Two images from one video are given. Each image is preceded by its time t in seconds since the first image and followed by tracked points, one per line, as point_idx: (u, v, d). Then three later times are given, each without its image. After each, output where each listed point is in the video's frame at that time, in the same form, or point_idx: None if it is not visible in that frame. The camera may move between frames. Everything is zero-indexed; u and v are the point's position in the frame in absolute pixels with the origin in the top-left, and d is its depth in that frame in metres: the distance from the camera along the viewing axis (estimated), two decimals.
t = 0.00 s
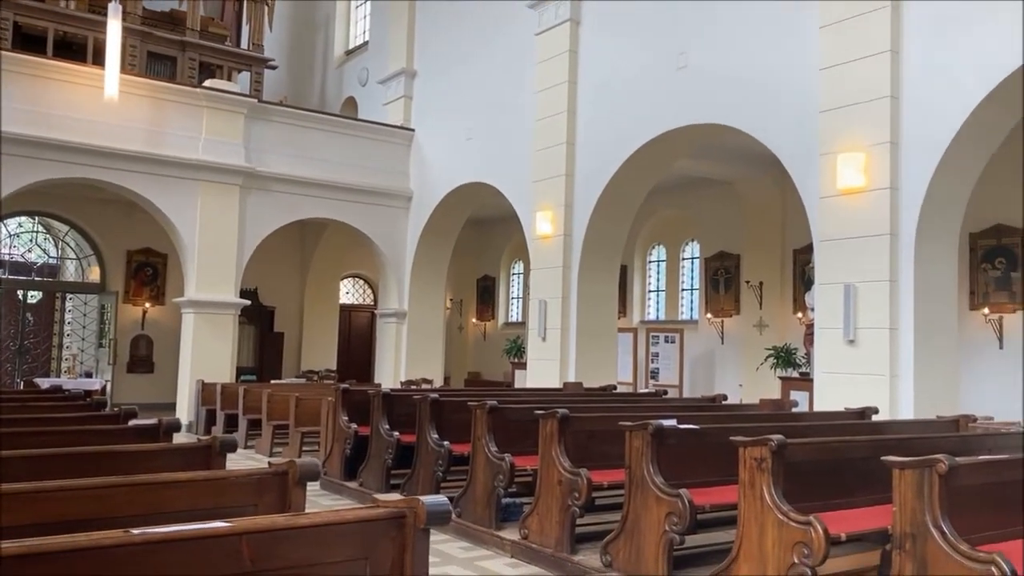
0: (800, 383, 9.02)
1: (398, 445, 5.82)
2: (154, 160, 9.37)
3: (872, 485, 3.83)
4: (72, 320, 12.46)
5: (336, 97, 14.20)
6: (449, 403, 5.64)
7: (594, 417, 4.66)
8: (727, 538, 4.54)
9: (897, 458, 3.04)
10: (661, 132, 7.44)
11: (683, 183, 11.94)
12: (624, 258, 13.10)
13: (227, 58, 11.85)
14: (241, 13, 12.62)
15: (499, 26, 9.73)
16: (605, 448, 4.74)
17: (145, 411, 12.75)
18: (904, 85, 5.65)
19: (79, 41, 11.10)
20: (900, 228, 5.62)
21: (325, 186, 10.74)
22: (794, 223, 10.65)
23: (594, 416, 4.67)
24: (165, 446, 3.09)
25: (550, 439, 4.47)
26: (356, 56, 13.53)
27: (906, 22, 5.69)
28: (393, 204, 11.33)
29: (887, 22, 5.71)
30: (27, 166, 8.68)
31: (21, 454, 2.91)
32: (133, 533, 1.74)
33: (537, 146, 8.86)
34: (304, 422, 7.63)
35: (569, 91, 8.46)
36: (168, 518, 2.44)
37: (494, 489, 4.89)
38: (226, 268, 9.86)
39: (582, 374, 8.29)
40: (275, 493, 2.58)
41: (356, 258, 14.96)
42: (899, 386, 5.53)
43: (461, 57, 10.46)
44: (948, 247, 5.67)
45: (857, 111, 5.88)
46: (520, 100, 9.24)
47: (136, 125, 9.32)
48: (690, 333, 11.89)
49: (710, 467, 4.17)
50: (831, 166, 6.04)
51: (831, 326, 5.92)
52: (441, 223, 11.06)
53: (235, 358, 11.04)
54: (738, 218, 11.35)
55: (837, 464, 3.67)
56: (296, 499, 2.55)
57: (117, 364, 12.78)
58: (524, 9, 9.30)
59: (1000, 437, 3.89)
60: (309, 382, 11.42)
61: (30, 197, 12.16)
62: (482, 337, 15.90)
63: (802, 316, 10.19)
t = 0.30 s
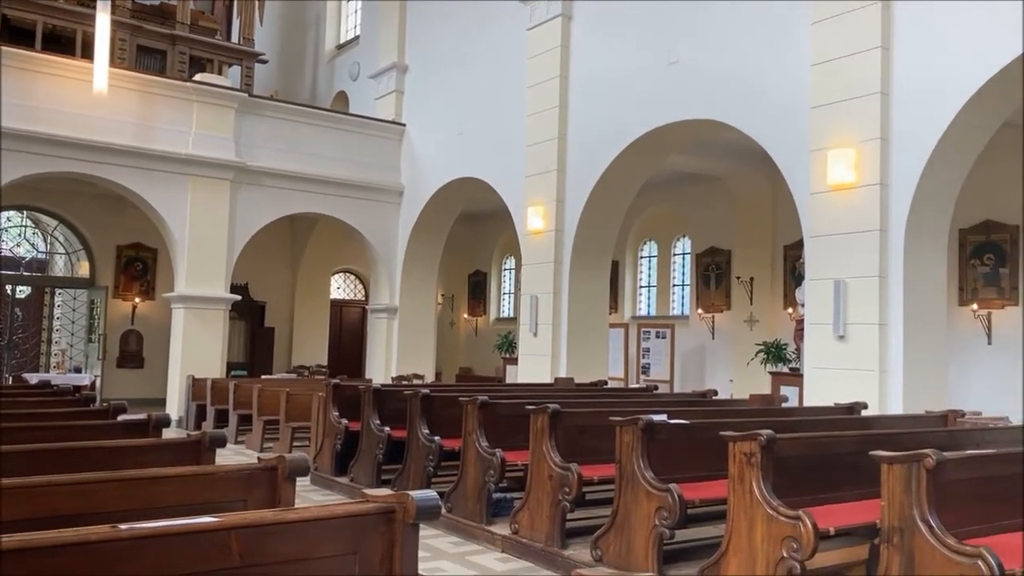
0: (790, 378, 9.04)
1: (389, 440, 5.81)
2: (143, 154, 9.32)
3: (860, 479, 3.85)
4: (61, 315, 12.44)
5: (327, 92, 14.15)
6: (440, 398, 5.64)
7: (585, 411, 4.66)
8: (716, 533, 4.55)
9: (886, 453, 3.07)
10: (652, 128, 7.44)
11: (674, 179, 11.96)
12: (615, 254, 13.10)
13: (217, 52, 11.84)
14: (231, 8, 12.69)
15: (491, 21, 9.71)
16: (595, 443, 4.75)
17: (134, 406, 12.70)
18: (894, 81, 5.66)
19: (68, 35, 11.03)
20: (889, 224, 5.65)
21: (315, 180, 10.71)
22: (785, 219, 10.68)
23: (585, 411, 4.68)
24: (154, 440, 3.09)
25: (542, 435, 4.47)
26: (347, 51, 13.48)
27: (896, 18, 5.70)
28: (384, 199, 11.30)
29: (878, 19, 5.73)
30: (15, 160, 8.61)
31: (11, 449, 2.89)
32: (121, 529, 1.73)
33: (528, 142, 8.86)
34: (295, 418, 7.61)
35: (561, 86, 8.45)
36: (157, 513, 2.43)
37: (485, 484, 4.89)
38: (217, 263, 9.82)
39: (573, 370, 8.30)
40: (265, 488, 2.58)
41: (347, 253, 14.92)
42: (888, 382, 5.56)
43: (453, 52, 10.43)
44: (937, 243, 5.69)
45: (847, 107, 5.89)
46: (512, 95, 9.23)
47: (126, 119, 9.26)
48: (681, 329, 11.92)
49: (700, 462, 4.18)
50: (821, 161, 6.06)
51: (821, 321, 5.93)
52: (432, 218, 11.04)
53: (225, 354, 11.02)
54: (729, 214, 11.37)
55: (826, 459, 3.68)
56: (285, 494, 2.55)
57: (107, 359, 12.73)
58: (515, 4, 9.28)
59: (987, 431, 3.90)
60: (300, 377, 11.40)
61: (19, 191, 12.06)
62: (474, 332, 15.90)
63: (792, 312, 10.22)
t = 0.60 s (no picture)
0: (776, 372, 9.09)
1: (375, 435, 5.82)
2: (128, 147, 9.25)
3: (844, 473, 3.87)
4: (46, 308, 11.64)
5: (314, 85, 14.09)
6: (427, 393, 5.64)
7: (571, 406, 4.68)
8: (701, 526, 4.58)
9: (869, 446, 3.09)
10: (640, 123, 7.45)
11: (662, 173, 11.98)
12: (603, 249, 13.11)
13: (203, 45, 11.81)
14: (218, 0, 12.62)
15: (479, 14, 9.68)
16: (582, 437, 4.77)
17: (118, 400, 12.62)
18: (879, 76, 5.69)
19: (52, 26, 10.95)
20: (874, 220, 5.68)
21: (302, 174, 10.67)
22: (772, 214, 10.72)
23: (572, 405, 4.69)
24: (139, 436, 3.10)
25: (528, 429, 4.49)
26: (334, 44, 13.42)
27: (882, 14, 5.73)
28: (372, 193, 11.27)
29: (864, 14, 5.75)
30: None
31: None
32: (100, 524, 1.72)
33: (515, 136, 8.84)
34: (281, 412, 7.59)
35: (549, 81, 8.44)
36: (140, 509, 2.41)
37: (471, 478, 4.90)
38: (202, 257, 9.78)
39: (559, 364, 8.31)
40: (250, 482, 2.60)
41: (335, 246, 14.87)
42: (873, 376, 5.60)
43: (440, 46, 10.40)
44: (922, 238, 5.73)
45: (833, 103, 5.92)
46: (499, 88, 9.21)
47: (110, 112, 9.19)
48: (668, 323, 11.95)
49: (686, 455, 4.20)
50: (808, 157, 6.08)
51: (806, 316, 5.96)
52: (420, 212, 11.02)
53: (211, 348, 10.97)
54: (717, 209, 11.40)
55: (810, 452, 3.71)
56: (270, 488, 2.56)
57: (92, 353, 12.66)
58: None
59: (969, 425, 3.94)
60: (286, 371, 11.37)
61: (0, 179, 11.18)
62: (461, 327, 15.89)
63: (778, 306, 10.27)
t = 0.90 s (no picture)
0: (763, 367, 9.12)
1: (363, 431, 5.81)
2: (115, 142, 9.18)
3: (830, 467, 3.89)
4: (31, 302, 12.23)
5: (302, 80, 14.03)
6: (415, 389, 5.63)
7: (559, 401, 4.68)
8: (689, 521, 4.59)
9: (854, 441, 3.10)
10: (629, 119, 7.45)
11: (651, 169, 12.00)
12: (592, 244, 13.12)
13: (191, 39, 11.70)
14: None
15: (467, 10, 9.66)
16: (570, 432, 4.77)
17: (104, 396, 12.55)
18: (867, 73, 5.72)
19: (37, 19, 10.87)
20: (861, 217, 5.70)
21: (290, 169, 10.63)
22: (760, 210, 10.76)
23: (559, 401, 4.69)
24: (125, 431, 3.08)
25: (516, 424, 4.49)
26: (323, 38, 13.37)
27: (870, 11, 5.75)
28: (361, 188, 11.24)
29: (852, 11, 5.77)
30: None
31: None
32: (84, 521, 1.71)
33: (505, 131, 8.83)
34: (269, 408, 7.57)
35: (538, 77, 8.43)
36: (124, 505, 2.41)
37: (460, 473, 4.90)
38: (190, 252, 9.74)
39: (548, 360, 8.32)
40: (236, 479, 2.58)
41: (323, 241, 14.84)
42: (859, 371, 5.63)
43: (429, 41, 10.37)
44: (908, 235, 5.76)
45: (821, 99, 5.93)
46: (488, 83, 9.20)
47: (97, 106, 9.13)
48: (656, 319, 11.98)
49: (673, 450, 4.21)
50: (795, 153, 6.09)
51: (794, 311, 5.99)
52: (409, 208, 10.99)
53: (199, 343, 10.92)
54: (706, 205, 11.43)
55: (797, 447, 3.72)
56: (256, 484, 2.54)
57: (78, 349, 12.59)
58: None
59: (954, 420, 3.97)
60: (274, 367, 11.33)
61: None
62: (450, 322, 15.88)
63: (766, 302, 10.32)
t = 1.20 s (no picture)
0: (746, 362, 9.17)
1: (347, 425, 5.80)
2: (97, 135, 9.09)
3: (811, 461, 3.92)
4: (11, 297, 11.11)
5: (286, 73, 13.95)
6: (399, 383, 5.62)
7: (542, 395, 4.68)
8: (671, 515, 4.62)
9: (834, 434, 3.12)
10: (613, 114, 7.46)
11: (635, 164, 12.01)
12: (577, 240, 13.13)
13: (173, 31, 11.65)
14: None
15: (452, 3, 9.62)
16: (553, 426, 4.78)
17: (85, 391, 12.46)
18: (849, 69, 5.75)
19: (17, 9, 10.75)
20: (843, 212, 5.73)
21: (274, 163, 10.58)
22: (743, 205, 10.80)
23: (542, 395, 4.69)
24: (104, 427, 3.05)
25: (499, 418, 4.49)
26: (307, 31, 13.29)
27: (853, 8, 5.78)
28: (345, 182, 11.20)
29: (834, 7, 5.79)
30: None
31: None
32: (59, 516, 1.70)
33: (489, 125, 8.81)
34: (252, 402, 7.54)
35: (523, 71, 8.42)
36: (104, 500, 2.39)
37: (443, 468, 4.90)
38: (173, 246, 9.68)
39: (532, 354, 8.32)
40: (216, 473, 2.56)
41: (307, 235, 14.77)
42: (840, 365, 5.67)
43: (414, 35, 10.33)
44: (890, 230, 5.80)
45: (804, 95, 5.95)
46: (473, 77, 9.17)
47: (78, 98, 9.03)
48: (641, 314, 12.01)
49: (656, 444, 4.22)
50: (779, 149, 6.11)
51: (776, 306, 6.02)
52: (393, 202, 10.97)
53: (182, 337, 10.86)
54: (690, 200, 11.46)
55: (778, 441, 3.75)
56: (237, 478, 2.53)
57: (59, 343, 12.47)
58: None
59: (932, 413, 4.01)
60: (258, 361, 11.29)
61: None
62: (435, 317, 15.86)
63: (749, 297, 10.37)
